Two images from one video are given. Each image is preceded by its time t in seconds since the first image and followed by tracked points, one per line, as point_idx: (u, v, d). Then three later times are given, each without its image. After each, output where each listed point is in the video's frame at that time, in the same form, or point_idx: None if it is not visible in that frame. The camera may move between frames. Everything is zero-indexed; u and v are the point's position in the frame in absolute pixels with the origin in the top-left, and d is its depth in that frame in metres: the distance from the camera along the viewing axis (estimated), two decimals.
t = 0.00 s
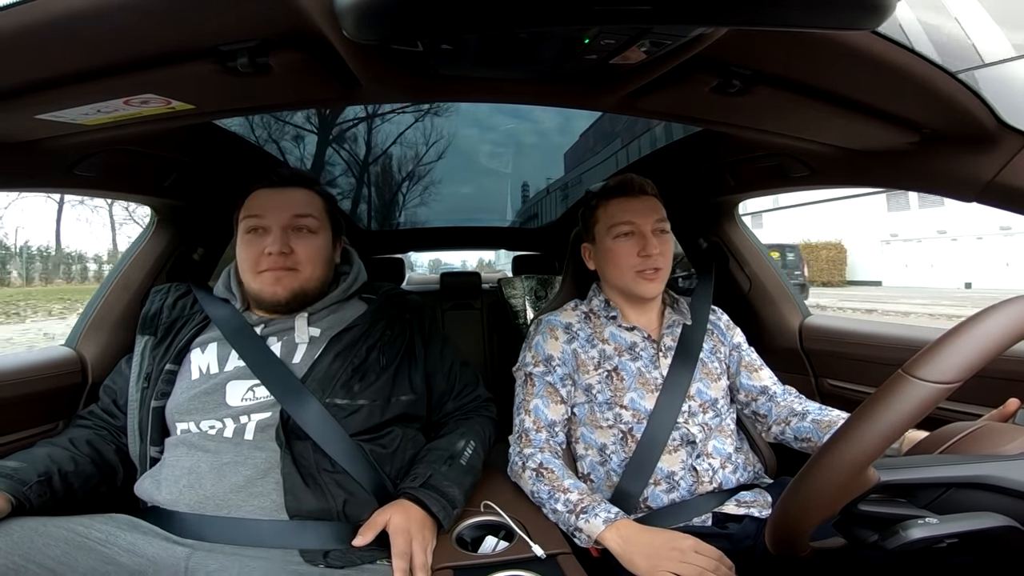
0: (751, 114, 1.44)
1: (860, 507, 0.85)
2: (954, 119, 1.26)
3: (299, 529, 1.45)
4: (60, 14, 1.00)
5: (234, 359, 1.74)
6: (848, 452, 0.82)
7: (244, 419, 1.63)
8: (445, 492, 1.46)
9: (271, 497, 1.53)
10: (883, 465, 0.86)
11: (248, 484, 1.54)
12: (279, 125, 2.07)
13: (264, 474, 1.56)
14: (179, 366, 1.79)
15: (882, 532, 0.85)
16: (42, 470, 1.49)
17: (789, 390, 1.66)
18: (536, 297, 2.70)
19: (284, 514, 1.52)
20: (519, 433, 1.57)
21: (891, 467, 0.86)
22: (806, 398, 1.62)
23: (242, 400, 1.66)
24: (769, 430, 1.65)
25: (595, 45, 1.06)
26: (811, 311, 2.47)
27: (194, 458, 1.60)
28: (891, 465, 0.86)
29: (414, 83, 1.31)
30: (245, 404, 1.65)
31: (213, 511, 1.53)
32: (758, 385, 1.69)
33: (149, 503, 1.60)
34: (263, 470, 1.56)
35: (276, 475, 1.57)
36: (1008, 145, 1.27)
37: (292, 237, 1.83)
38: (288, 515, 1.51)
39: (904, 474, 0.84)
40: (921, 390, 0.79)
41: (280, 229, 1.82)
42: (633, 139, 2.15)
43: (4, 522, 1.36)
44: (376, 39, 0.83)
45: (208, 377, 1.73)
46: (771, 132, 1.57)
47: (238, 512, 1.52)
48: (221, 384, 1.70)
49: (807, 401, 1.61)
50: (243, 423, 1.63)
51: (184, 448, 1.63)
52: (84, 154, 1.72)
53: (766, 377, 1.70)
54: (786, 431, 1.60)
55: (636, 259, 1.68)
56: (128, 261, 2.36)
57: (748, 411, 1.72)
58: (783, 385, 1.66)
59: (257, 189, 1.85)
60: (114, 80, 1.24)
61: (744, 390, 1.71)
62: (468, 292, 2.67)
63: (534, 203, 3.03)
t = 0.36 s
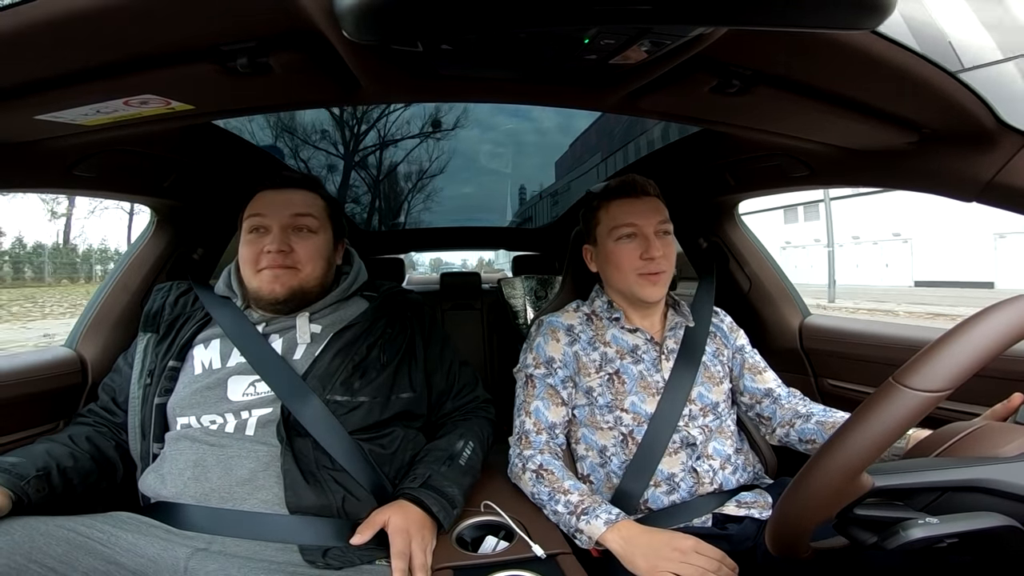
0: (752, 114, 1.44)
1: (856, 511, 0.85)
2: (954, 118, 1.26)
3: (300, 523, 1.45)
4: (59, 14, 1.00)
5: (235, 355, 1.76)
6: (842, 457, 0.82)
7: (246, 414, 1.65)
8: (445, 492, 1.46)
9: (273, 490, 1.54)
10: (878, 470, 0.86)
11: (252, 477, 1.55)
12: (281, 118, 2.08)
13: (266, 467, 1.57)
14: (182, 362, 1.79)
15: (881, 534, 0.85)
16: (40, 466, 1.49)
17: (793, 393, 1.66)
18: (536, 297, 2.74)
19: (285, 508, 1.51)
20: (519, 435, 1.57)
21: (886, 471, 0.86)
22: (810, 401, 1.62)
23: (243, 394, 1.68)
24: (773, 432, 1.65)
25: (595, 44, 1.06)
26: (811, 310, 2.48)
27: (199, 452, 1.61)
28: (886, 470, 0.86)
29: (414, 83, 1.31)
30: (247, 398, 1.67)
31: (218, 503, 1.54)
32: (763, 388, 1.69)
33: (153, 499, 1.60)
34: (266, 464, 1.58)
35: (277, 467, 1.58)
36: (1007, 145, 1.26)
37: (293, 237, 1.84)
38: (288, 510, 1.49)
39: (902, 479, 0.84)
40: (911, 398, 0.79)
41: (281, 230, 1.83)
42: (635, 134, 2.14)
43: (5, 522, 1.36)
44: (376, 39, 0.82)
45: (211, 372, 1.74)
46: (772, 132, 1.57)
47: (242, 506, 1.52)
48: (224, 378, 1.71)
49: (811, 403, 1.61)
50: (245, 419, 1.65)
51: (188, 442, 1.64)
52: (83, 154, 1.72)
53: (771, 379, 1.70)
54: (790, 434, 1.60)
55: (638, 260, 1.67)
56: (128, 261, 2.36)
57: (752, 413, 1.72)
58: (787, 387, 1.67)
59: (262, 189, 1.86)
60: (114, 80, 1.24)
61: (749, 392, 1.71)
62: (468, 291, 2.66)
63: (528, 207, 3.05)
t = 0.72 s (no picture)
0: (752, 114, 1.44)
1: (856, 511, 0.85)
2: (954, 118, 1.26)
3: (302, 523, 1.45)
4: (59, 14, 1.00)
5: (237, 357, 1.76)
6: (840, 459, 0.82)
7: (247, 415, 1.65)
8: (447, 492, 1.47)
9: (275, 489, 1.54)
10: (877, 470, 0.86)
11: (253, 476, 1.55)
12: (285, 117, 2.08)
13: (267, 466, 1.57)
14: (183, 364, 1.79)
15: (881, 534, 0.85)
16: (42, 469, 1.50)
17: (795, 397, 1.66)
18: (536, 297, 2.74)
19: (286, 507, 1.51)
20: (520, 436, 1.57)
21: (885, 470, 0.86)
22: (811, 405, 1.62)
23: (244, 396, 1.68)
24: (773, 436, 1.65)
25: (595, 44, 1.06)
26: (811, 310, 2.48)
27: (201, 451, 1.61)
28: (885, 470, 0.86)
29: (415, 83, 1.31)
30: (248, 400, 1.67)
31: (219, 502, 1.53)
32: (764, 392, 1.69)
33: (154, 498, 1.60)
34: (266, 463, 1.58)
35: (279, 466, 1.58)
36: (1007, 144, 1.26)
37: (294, 238, 1.84)
38: (289, 509, 1.50)
39: (898, 480, 0.84)
40: (910, 398, 0.79)
41: (282, 231, 1.82)
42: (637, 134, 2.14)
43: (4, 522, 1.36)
44: (376, 38, 0.82)
45: (212, 374, 1.75)
46: (773, 132, 1.57)
47: (244, 505, 1.52)
48: (225, 380, 1.71)
49: (811, 407, 1.61)
50: (245, 420, 1.65)
51: (190, 442, 1.64)
52: (84, 154, 1.72)
53: (773, 384, 1.70)
54: (790, 438, 1.60)
55: (645, 265, 1.66)
56: (128, 260, 2.36)
57: (753, 417, 1.72)
58: (788, 392, 1.67)
59: (263, 189, 1.86)
60: (113, 80, 1.24)
61: (749, 396, 1.71)
62: (468, 291, 2.66)
63: (527, 208, 3.06)
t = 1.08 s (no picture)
0: (752, 114, 1.44)
1: (856, 510, 0.85)
2: (953, 118, 1.26)
3: (301, 524, 1.45)
4: (59, 14, 1.00)
5: (235, 359, 1.76)
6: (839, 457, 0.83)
7: (245, 417, 1.65)
8: (447, 493, 1.46)
9: (274, 490, 1.54)
10: (879, 468, 0.86)
11: (252, 477, 1.56)
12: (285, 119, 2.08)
13: (266, 467, 1.58)
14: (181, 366, 1.80)
15: (881, 533, 0.85)
16: (42, 471, 1.50)
17: (794, 399, 1.65)
18: (536, 297, 2.72)
19: (286, 508, 1.52)
20: (519, 437, 1.57)
21: (886, 470, 0.86)
22: (810, 407, 1.62)
23: (242, 398, 1.68)
24: (772, 439, 1.65)
25: (595, 44, 1.06)
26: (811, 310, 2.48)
27: (200, 452, 1.61)
28: (885, 469, 0.86)
29: (414, 83, 1.31)
30: (246, 401, 1.67)
31: (218, 502, 1.54)
32: (763, 395, 1.68)
33: (152, 499, 1.61)
34: (265, 464, 1.58)
35: (277, 467, 1.58)
36: (1006, 144, 1.26)
37: (289, 236, 1.84)
38: (289, 509, 1.50)
39: (898, 479, 0.84)
40: (912, 396, 0.79)
41: (277, 229, 1.83)
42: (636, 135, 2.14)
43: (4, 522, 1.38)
44: (375, 39, 0.83)
45: (211, 376, 1.74)
46: (773, 132, 1.57)
47: (243, 505, 1.53)
48: (224, 382, 1.71)
49: (811, 410, 1.61)
50: (244, 421, 1.65)
51: (188, 443, 1.64)
52: (83, 154, 1.72)
53: (772, 386, 1.69)
54: (789, 440, 1.59)
55: (645, 265, 1.66)
56: (128, 260, 2.36)
57: (750, 418, 1.72)
58: (787, 394, 1.66)
59: (258, 188, 1.86)
60: (113, 80, 1.24)
61: (749, 398, 1.71)
62: (468, 291, 2.66)
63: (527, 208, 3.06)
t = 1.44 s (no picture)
0: (752, 114, 1.44)
1: (855, 511, 0.85)
2: (954, 119, 1.26)
3: (300, 524, 1.45)
4: (59, 13, 1.00)
5: (236, 359, 1.76)
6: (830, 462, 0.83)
7: (245, 416, 1.65)
8: (447, 492, 1.47)
9: (272, 490, 1.54)
10: (876, 470, 0.86)
11: (251, 477, 1.56)
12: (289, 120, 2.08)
13: (266, 466, 1.58)
14: (181, 366, 1.79)
15: (880, 534, 0.85)
16: (42, 471, 1.50)
17: (795, 402, 1.65)
18: (536, 297, 2.70)
19: (285, 508, 1.52)
20: (518, 437, 1.57)
21: (885, 471, 0.86)
22: (810, 410, 1.62)
23: (243, 397, 1.68)
24: (773, 441, 1.65)
25: (596, 44, 1.06)
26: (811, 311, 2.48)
27: (199, 451, 1.61)
28: (885, 470, 0.86)
29: (414, 83, 1.31)
30: (246, 400, 1.67)
31: (217, 502, 1.54)
32: (763, 398, 1.68)
33: (151, 498, 1.61)
34: (264, 463, 1.58)
35: (276, 467, 1.58)
36: (1007, 145, 1.26)
37: (294, 233, 1.84)
38: (288, 510, 1.50)
39: (898, 479, 0.84)
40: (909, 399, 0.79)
41: (282, 226, 1.83)
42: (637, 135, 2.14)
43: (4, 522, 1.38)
44: (376, 39, 0.83)
45: (211, 376, 1.74)
46: (773, 132, 1.57)
47: (241, 505, 1.53)
48: (224, 381, 1.71)
49: (811, 412, 1.61)
50: (244, 421, 1.65)
51: (188, 442, 1.64)
52: (84, 153, 1.71)
53: (772, 390, 1.69)
54: (791, 443, 1.60)
55: (648, 265, 1.66)
56: (128, 259, 2.36)
57: (751, 421, 1.72)
58: (788, 397, 1.66)
59: (266, 185, 1.87)
60: (113, 79, 1.23)
61: (749, 401, 1.71)
62: (468, 291, 2.66)
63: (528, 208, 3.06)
